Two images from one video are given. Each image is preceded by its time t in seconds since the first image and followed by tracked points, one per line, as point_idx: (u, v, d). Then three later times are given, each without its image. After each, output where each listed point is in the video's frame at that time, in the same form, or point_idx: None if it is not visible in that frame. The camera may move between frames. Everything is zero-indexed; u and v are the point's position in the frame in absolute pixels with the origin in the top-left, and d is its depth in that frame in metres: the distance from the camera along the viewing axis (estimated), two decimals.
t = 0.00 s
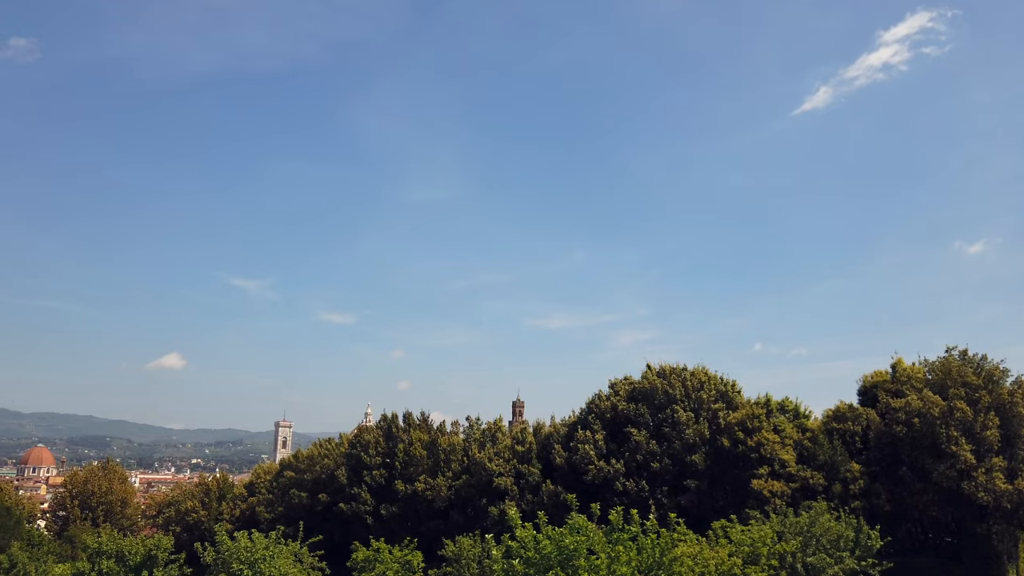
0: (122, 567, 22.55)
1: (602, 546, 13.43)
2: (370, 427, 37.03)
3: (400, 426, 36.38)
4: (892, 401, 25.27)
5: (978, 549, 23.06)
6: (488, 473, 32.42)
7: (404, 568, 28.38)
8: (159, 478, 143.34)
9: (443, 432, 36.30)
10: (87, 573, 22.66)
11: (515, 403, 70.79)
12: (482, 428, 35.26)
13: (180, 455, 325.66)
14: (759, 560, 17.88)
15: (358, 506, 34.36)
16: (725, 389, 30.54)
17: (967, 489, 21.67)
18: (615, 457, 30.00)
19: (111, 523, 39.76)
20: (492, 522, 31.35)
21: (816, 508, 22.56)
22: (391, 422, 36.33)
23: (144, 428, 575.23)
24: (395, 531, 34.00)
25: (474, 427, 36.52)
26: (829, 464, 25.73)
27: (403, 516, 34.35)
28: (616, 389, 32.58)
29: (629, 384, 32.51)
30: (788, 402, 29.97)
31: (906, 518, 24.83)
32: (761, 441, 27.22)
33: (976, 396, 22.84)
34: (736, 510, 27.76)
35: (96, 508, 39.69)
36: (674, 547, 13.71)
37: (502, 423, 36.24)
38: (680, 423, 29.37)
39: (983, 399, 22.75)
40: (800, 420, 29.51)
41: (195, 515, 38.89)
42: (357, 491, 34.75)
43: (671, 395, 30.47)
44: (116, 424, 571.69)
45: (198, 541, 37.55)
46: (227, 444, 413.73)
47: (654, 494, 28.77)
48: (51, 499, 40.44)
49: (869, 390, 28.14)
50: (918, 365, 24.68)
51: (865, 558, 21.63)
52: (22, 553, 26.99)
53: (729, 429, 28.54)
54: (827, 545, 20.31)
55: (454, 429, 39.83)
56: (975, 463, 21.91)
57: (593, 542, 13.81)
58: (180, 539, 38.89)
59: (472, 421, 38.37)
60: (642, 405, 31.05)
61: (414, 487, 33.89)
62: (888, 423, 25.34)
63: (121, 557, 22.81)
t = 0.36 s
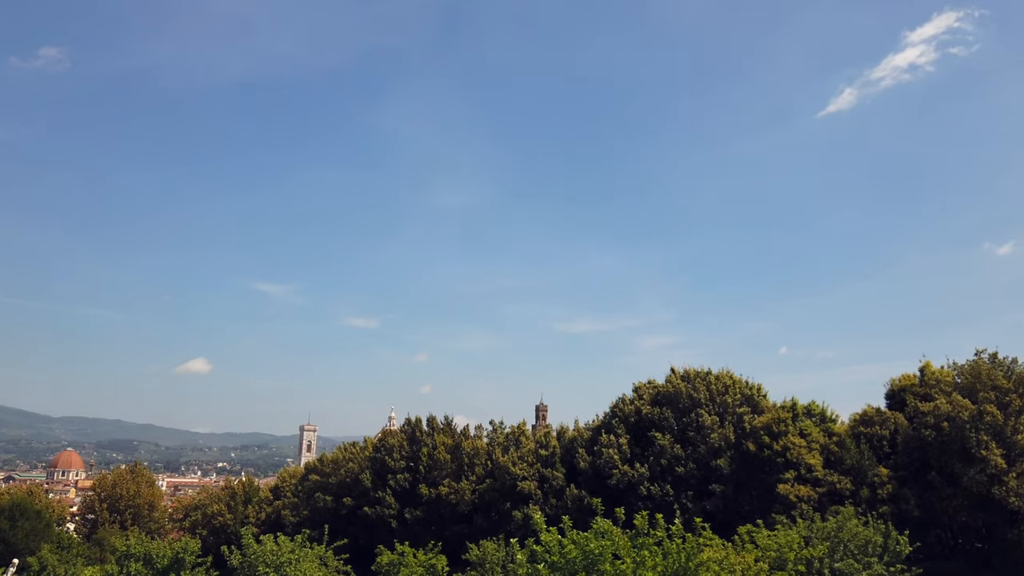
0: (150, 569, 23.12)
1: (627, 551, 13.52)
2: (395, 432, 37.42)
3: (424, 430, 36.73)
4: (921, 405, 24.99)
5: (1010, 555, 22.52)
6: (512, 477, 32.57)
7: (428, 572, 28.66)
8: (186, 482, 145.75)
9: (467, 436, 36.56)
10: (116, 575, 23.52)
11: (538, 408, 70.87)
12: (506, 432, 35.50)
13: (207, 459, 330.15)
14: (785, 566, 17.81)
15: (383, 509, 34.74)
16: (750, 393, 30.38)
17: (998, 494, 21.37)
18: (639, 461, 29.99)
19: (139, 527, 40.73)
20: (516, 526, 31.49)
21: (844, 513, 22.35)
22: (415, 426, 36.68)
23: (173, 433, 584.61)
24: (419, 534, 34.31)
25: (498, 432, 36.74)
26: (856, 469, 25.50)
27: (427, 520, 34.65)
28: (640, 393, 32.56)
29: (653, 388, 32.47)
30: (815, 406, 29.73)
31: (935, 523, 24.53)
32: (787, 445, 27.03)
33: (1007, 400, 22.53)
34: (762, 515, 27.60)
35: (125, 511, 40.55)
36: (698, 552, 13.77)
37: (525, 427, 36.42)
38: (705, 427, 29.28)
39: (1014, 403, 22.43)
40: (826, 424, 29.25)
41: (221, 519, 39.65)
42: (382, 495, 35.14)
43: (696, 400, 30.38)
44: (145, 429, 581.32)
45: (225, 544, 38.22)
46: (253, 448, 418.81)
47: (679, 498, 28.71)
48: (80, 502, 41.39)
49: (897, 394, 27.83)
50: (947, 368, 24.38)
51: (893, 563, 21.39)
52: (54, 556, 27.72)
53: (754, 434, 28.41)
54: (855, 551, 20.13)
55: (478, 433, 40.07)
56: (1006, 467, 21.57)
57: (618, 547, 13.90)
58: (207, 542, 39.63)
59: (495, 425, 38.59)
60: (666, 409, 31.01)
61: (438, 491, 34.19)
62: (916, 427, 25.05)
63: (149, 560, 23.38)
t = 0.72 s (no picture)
0: (172, 570, 23.54)
1: (647, 554, 13.58)
2: (414, 434, 37.68)
3: (443, 432, 36.93)
4: (944, 407, 24.71)
5: None
6: (531, 479, 32.64)
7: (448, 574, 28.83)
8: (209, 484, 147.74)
9: (486, 438, 36.69)
10: None
11: (556, 410, 70.88)
12: (525, 434, 35.64)
13: (229, 461, 333.56)
14: (808, 569, 17.72)
15: (402, 511, 34.99)
16: (771, 395, 30.18)
17: None
18: (658, 463, 29.92)
19: (161, 528, 41.43)
20: (535, 529, 31.55)
21: (866, 516, 22.15)
22: (435, 428, 36.91)
23: (196, 435, 592.01)
24: (439, 537, 34.49)
25: (517, 433, 36.87)
26: (878, 471, 25.27)
27: (446, 522, 34.82)
28: (659, 395, 32.50)
29: (672, 389, 32.37)
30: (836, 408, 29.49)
31: (959, 526, 24.25)
32: (808, 447, 26.85)
33: None
34: (783, 517, 27.42)
35: (147, 513, 41.22)
36: (719, 556, 13.76)
37: (544, 429, 36.52)
38: (725, 429, 29.15)
39: None
40: (848, 426, 28.98)
41: (243, 521, 40.22)
42: (402, 497, 35.39)
43: (716, 402, 30.26)
44: (168, 431, 589.19)
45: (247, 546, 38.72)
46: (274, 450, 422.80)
47: (699, 501, 28.60)
48: (103, 503, 42.12)
49: (920, 395, 27.50)
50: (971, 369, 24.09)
51: (917, 566, 21.17)
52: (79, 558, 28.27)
53: (775, 435, 28.23)
54: (877, 554, 19.96)
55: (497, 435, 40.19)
56: None
57: (638, 549, 13.94)
58: (228, 543, 40.19)
59: (514, 427, 38.69)
60: (686, 411, 30.91)
61: (457, 493, 34.37)
62: (939, 429, 24.74)
63: (172, 561, 23.80)
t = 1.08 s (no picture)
0: (198, 571, 24.09)
1: (671, 556, 13.76)
2: (437, 435, 38.09)
3: (466, 433, 37.32)
4: (972, 407, 24.49)
5: None
6: (554, 481, 32.86)
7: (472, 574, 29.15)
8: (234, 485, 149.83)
9: (508, 439, 36.97)
10: None
11: (578, 411, 70.88)
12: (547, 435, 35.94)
13: (253, 463, 336.85)
14: (834, 570, 17.75)
15: (425, 512, 35.41)
16: (795, 395, 30.08)
17: None
18: (682, 464, 29.98)
19: (187, 528, 42.33)
20: (558, 530, 31.75)
21: (893, 517, 22.06)
22: (457, 429, 37.31)
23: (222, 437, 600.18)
24: (462, 537, 34.83)
25: (539, 435, 37.11)
26: (905, 471, 25.13)
27: (469, 522, 35.16)
28: (682, 396, 32.54)
29: (695, 390, 32.39)
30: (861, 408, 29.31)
31: (987, 527, 24.05)
32: (833, 447, 26.78)
33: None
34: (808, 518, 27.35)
35: (173, 513, 42.11)
36: (743, 557, 13.89)
37: (566, 430, 36.77)
38: (748, 430, 29.13)
39: None
40: (873, 427, 28.81)
41: (267, 522, 40.97)
42: (424, 498, 35.81)
43: (739, 403, 30.24)
44: (195, 433, 598.14)
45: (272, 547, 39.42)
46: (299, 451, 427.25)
47: (723, 502, 28.62)
48: (130, 504, 43.03)
49: (946, 395, 27.26)
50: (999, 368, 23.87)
51: (945, 567, 21.04)
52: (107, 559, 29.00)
53: (799, 436, 28.15)
54: (905, 555, 19.89)
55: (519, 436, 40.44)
56: None
57: (663, 551, 14.14)
58: (253, 544, 40.94)
59: (537, 428, 38.92)
60: (709, 412, 30.92)
61: (480, 494, 34.70)
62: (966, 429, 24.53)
63: (198, 562, 24.36)
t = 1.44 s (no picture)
0: (219, 570, 24.50)
1: (691, 556, 13.88)
2: (454, 435, 38.38)
3: (483, 433, 37.58)
4: (994, 405, 24.26)
5: None
6: (572, 480, 33.00)
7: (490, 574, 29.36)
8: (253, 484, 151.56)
9: (526, 439, 37.15)
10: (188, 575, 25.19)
11: (595, 411, 70.71)
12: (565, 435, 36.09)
13: (273, 463, 340.07)
14: (854, 570, 17.73)
15: (444, 512, 35.70)
16: (814, 394, 29.95)
17: None
18: (700, 464, 29.98)
19: (207, 528, 43.03)
20: (576, 529, 31.87)
21: (914, 517, 21.95)
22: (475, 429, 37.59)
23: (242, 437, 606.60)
24: (481, 537, 35.07)
25: (557, 434, 37.25)
26: (926, 471, 24.98)
27: (487, 522, 35.38)
28: (700, 395, 32.51)
29: (713, 389, 32.35)
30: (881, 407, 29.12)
31: (1011, 526, 23.83)
32: (854, 447, 26.67)
33: None
34: (829, 518, 27.25)
35: (194, 513, 42.79)
36: (763, 557, 13.95)
37: (584, 430, 36.89)
38: (768, 429, 29.06)
39: None
40: (894, 426, 28.62)
41: (286, 521, 41.53)
42: (443, 498, 36.10)
43: (758, 402, 30.20)
44: (216, 433, 605.01)
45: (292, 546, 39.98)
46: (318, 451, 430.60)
47: (742, 502, 28.58)
48: (152, 504, 43.80)
49: (968, 394, 27.01)
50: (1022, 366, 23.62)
51: (968, 567, 20.88)
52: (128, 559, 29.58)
53: (819, 436, 28.05)
54: (926, 554, 19.79)
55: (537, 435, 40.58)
56: None
57: (682, 551, 14.26)
58: (273, 543, 41.53)
59: (555, 428, 39.05)
60: (727, 411, 30.89)
61: (498, 494, 34.94)
62: (988, 428, 24.31)
63: (218, 561, 24.78)
